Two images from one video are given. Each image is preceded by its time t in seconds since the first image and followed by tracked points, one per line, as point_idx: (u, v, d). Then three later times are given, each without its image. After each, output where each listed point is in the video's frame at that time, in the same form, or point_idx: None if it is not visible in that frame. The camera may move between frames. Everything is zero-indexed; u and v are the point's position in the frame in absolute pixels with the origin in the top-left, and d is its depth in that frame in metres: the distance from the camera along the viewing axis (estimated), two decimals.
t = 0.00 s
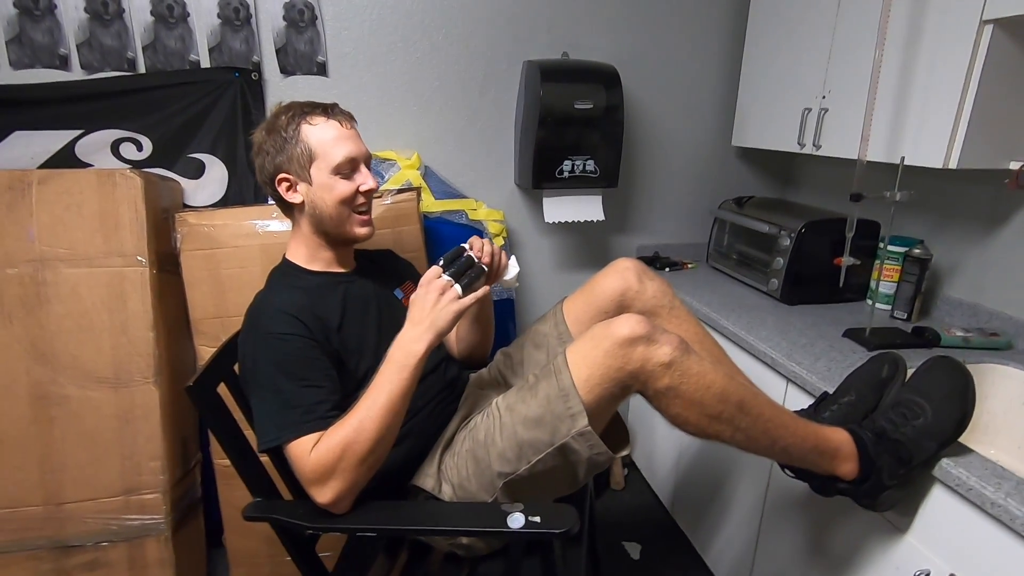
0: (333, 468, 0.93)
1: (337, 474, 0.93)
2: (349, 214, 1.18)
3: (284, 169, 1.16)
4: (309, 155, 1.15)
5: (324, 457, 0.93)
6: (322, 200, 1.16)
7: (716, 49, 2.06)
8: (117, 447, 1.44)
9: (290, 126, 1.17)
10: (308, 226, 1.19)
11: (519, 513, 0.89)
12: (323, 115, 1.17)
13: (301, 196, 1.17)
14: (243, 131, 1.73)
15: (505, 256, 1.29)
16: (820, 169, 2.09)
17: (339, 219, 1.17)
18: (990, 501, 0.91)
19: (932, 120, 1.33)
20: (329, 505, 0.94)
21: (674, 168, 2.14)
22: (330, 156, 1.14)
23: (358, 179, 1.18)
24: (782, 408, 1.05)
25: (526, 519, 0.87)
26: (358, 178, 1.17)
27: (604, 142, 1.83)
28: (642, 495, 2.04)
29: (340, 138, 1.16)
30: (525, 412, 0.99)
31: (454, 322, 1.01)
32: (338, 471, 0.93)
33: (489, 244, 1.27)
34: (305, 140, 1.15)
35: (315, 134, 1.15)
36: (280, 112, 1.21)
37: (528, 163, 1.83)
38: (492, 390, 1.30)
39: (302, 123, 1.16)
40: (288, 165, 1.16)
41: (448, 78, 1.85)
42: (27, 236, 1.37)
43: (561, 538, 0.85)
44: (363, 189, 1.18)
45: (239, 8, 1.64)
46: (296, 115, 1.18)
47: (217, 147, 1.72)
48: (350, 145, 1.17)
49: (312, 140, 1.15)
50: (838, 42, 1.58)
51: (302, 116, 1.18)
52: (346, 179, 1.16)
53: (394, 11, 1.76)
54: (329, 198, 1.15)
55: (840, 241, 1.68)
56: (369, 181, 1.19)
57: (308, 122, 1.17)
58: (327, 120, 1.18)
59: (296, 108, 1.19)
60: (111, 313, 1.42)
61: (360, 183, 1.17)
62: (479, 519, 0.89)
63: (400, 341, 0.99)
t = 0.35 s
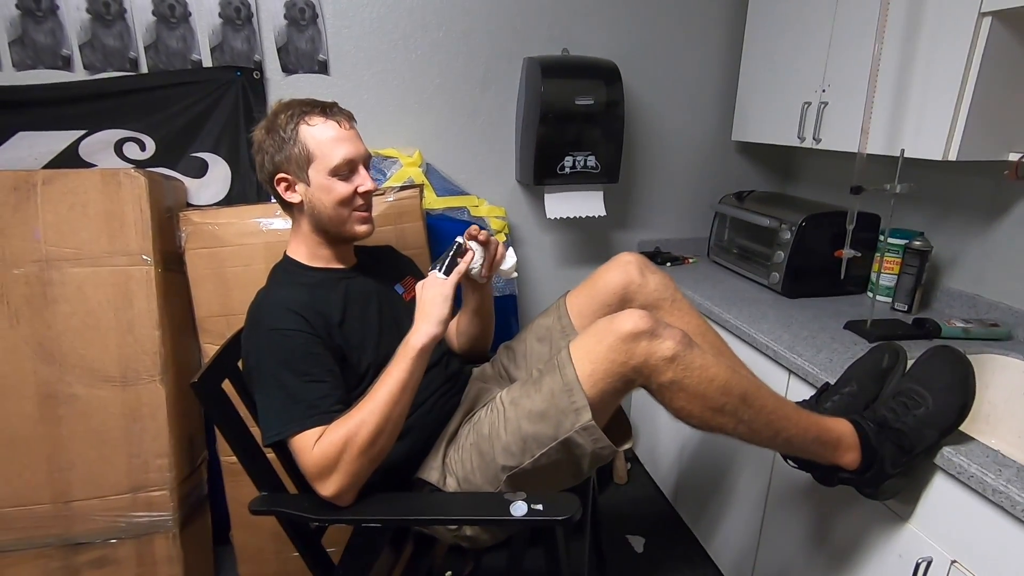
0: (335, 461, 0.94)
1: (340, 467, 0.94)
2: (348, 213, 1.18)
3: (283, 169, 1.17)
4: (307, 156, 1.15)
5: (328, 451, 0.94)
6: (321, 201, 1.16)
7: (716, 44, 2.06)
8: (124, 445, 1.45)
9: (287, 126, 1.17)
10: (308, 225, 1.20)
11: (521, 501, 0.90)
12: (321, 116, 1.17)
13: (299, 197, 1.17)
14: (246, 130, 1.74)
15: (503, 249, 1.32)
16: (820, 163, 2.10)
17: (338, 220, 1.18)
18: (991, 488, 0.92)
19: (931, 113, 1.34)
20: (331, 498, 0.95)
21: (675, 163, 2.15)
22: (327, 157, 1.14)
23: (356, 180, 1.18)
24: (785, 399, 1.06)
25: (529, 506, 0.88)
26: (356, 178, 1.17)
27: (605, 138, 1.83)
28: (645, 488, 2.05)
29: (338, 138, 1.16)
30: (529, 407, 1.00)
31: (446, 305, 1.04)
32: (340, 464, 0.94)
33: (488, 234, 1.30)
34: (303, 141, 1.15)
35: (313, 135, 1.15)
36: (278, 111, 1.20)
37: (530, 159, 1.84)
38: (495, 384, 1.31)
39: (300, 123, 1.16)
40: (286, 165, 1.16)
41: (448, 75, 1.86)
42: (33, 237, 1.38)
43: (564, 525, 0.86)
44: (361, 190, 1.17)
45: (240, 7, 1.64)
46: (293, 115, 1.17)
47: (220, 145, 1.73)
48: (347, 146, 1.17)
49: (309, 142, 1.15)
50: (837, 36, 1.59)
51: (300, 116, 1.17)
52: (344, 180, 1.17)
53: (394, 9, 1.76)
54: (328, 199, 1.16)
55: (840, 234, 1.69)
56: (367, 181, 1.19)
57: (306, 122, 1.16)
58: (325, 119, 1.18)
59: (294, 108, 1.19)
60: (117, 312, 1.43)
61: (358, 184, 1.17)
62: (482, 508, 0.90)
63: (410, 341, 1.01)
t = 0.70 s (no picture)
0: (349, 458, 0.94)
1: (353, 464, 0.94)
2: (354, 213, 1.18)
3: (289, 171, 1.18)
4: (312, 158, 1.15)
5: (341, 448, 0.95)
6: (327, 201, 1.17)
7: (722, 41, 2.06)
8: (137, 444, 1.46)
9: (291, 128, 1.17)
10: (316, 226, 1.21)
11: (533, 497, 0.90)
12: (324, 116, 1.17)
13: (306, 198, 1.18)
14: (254, 131, 1.75)
15: (510, 247, 1.32)
16: (828, 159, 2.09)
17: (345, 220, 1.18)
18: (1003, 483, 0.92)
19: (939, 108, 1.34)
20: (345, 495, 0.96)
21: (681, 161, 2.15)
22: (331, 158, 1.15)
23: (361, 179, 1.18)
24: (794, 395, 1.06)
25: (541, 503, 0.89)
26: (360, 177, 1.17)
27: (611, 136, 1.84)
28: (653, 487, 2.05)
29: (341, 138, 1.16)
30: (539, 402, 1.00)
31: (456, 304, 1.04)
32: (354, 461, 0.94)
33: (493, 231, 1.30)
34: (307, 143, 1.15)
35: (317, 136, 1.16)
36: (282, 112, 1.21)
37: (536, 158, 1.84)
38: (504, 381, 1.32)
39: (304, 125, 1.17)
40: (292, 167, 1.17)
41: (454, 75, 1.86)
42: (46, 238, 1.39)
43: (575, 521, 0.87)
44: (366, 189, 1.17)
45: (248, 10, 1.66)
46: (296, 117, 1.18)
47: (228, 146, 1.74)
48: (351, 146, 1.17)
49: (313, 143, 1.15)
50: (844, 32, 1.59)
51: (303, 117, 1.18)
52: (349, 179, 1.17)
53: (401, 9, 1.77)
54: (334, 200, 1.16)
55: (849, 231, 1.68)
56: (372, 180, 1.19)
57: (309, 123, 1.17)
58: (328, 120, 1.18)
59: (297, 109, 1.19)
60: (129, 312, 1.44)
61: (363, 184, 1.17)
62: (494, 504, 0.90)
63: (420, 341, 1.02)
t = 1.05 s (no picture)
0: (365, 448, 0.95)
1: (369, 454, 0.95)
2: (370, 209, 1.20)
3: (305, 166, 1.19)
4: (328, 153, 1.16)
5: (357, 439, 0.96)
6: (343, 197, 1.18)
7: (732, 33, 2.05)
8: (155, 437, 1.48)
9: (307, 124, 1.18)
10: (331, 221, 1.22)
11: (546, 487, 0.91)
12: (341, 113, 1.18)
13: (322, 193, 1.19)
14: (266, 128, 1.76)
15: (520, 240, 1.31)
16: (840, 151, 2.08)
17: (360, 215, 1.20)
18: (1020, 472, 0.91)
19: (954, 96, 1.33)
20: (362, 485, 0.97)
21: (692, 154, 2.14)
22: (348, 154, 1.16)
23: (377, 176, 1.19)
24: (807, 384, 1.05)
25: (554, 491, 0.89)
26: (376, 174, 1.19)
27: (621, 129, 1.83)
28: (664, 480, 2.05)
29: (358, 135, 1.17)
30: (553, 390, 1.01)
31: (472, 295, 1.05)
32: (370, 451, 0.95)
33: (500, 225, 1.28)
34: (324, 138, 1.16)
35: (334, 132, 1.16)
36: (298, 108, 1.22)
37: (546, 152, 1.84)
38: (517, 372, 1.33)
39: (320, 121, 1.17)
40: (308, 163, 1.18)
41: (464, 70, 1.87)
42: (65, 234, 1.42)
43: (589, 508, 0.87)
44: (382, 186, 1.19)
45: (259, 7, 1.67)
46: (313, 113, 1.18)
47: (241, 144, 1.76)
48: (368, 143, 1.18)
49: (330, 139, 1.16)
50: (857, 22, 1.57)
51: (320, 113, 1.18)
52: (365, 175, 1.18)
53: (411, 5, 1.78)
54: (350, 196, 1.17)
55: (861, 222, 1.67)
56: (388, 177, 1.20)
57: (326, 119, 1.17)
58: (344, 116, 1.19)
59: (313, 105, 1.20)
60: (146, 307, 1.46)
61: (379, 180, 1.19)
62: (508, 493, 0.91)
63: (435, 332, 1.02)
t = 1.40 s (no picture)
0: (360, 450, 0.97)
1: (365, 456, 0.97)
2: (362, 215, 1.21)
3: (298, 175, 1.21)
4: (319, 161, 1.18)
5: (353, 440, 0.97)
6: (335, 204, 1.19)
7: (725, 40, 2.08)
8: (157, 443, 1.50)
9: (299, 133, 1.20)
10: (325, 228, 1.24)
11: (540, 484, 0.93)
12: (330, 121, 1.20)
13: (315, 201, 1.21)
14: (266, 137, 1.79)
15: (513, 242, 1.32)
16: (833, 155, 2.10)
17: (352, 221, 1.21)
18: (1009, 469, 0.93)
19: (941, 100, 1.35)
20: (358, 486, 0.98)
21: (687, 159, 2.17)
22: (338, 161, 1.18)
23: (368, 181, 1.21)
24: (799, 383, 1.07)
25: (547, 489, 0.91)
26: (367, 180, 1.20)
27: (616, 136, 1.86)
28: (663, 483, 2.06)
29: (347, 142, 1.19)
30: (549, 391, 1.03)
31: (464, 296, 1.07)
32: (366, 453, 0.97)
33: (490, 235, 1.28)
34: (315, 147, 1.19)
35: (324, 140, 1.19)
36: (291, 118, 1.24)
37: (543, 159, 1.87)
38: (513, 374, 1.35)
39: (311, 130, 1.20)
40: (301, 171, 1.20)
41: (461, 79, 1.90)
42: (68, 243, 1.43)
43: (582, 505, 0.89)
44: (373, 191, 1.20)
45: (259, 18, 1.70)
46: (303, 123, 1.21)
47: (242, 153, 1.78)
48: (358, 149, 1.20)
49: (320, 147, 1.18)
50: (846, 28, 1.60)
51: (311, 122, 1.21)
52: (356, 182, 1.20)
53: (408, 15, 1.81)
54: (342, 202, 1.19)
55: (854, 225, 1.70)
56: (378, 182, 1.22)
57: (317, 128, 1.20)
58: (334, 124, 1.21)
59: (305, 114, 1.22)
60: (147, 314, 1.48)
61: (370, 185, 1.20)
62: (503, 492, 0.93)
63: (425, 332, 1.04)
